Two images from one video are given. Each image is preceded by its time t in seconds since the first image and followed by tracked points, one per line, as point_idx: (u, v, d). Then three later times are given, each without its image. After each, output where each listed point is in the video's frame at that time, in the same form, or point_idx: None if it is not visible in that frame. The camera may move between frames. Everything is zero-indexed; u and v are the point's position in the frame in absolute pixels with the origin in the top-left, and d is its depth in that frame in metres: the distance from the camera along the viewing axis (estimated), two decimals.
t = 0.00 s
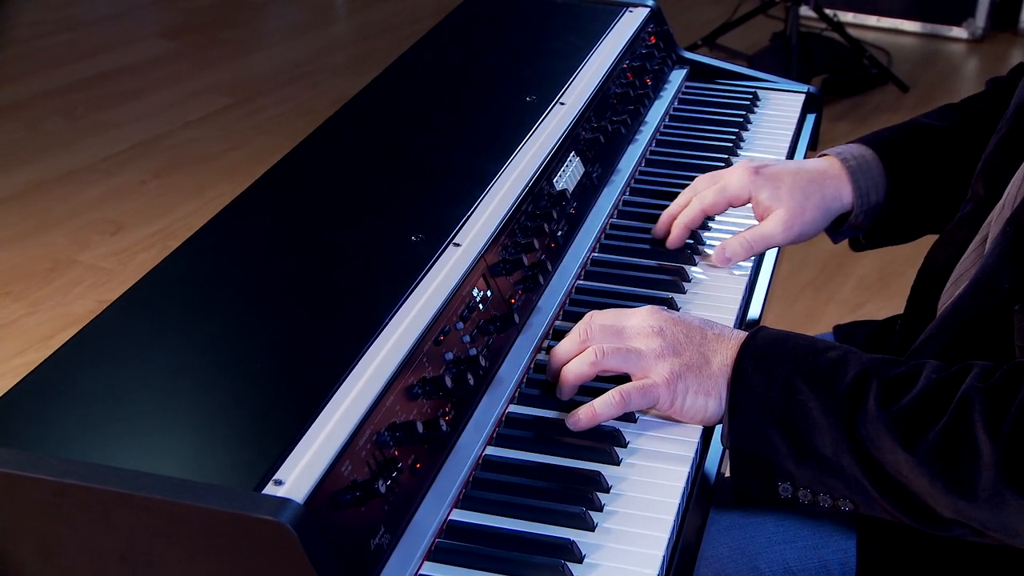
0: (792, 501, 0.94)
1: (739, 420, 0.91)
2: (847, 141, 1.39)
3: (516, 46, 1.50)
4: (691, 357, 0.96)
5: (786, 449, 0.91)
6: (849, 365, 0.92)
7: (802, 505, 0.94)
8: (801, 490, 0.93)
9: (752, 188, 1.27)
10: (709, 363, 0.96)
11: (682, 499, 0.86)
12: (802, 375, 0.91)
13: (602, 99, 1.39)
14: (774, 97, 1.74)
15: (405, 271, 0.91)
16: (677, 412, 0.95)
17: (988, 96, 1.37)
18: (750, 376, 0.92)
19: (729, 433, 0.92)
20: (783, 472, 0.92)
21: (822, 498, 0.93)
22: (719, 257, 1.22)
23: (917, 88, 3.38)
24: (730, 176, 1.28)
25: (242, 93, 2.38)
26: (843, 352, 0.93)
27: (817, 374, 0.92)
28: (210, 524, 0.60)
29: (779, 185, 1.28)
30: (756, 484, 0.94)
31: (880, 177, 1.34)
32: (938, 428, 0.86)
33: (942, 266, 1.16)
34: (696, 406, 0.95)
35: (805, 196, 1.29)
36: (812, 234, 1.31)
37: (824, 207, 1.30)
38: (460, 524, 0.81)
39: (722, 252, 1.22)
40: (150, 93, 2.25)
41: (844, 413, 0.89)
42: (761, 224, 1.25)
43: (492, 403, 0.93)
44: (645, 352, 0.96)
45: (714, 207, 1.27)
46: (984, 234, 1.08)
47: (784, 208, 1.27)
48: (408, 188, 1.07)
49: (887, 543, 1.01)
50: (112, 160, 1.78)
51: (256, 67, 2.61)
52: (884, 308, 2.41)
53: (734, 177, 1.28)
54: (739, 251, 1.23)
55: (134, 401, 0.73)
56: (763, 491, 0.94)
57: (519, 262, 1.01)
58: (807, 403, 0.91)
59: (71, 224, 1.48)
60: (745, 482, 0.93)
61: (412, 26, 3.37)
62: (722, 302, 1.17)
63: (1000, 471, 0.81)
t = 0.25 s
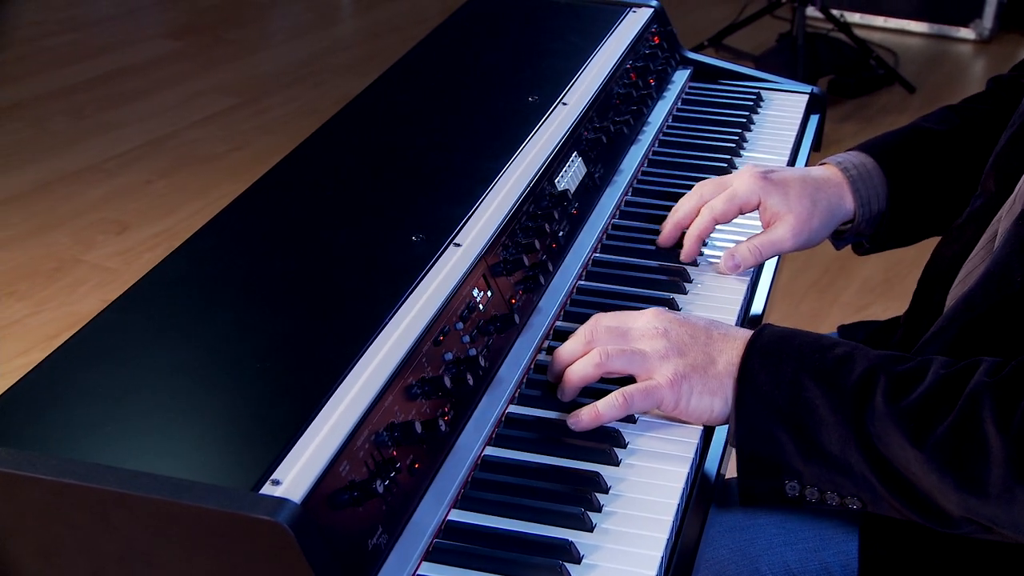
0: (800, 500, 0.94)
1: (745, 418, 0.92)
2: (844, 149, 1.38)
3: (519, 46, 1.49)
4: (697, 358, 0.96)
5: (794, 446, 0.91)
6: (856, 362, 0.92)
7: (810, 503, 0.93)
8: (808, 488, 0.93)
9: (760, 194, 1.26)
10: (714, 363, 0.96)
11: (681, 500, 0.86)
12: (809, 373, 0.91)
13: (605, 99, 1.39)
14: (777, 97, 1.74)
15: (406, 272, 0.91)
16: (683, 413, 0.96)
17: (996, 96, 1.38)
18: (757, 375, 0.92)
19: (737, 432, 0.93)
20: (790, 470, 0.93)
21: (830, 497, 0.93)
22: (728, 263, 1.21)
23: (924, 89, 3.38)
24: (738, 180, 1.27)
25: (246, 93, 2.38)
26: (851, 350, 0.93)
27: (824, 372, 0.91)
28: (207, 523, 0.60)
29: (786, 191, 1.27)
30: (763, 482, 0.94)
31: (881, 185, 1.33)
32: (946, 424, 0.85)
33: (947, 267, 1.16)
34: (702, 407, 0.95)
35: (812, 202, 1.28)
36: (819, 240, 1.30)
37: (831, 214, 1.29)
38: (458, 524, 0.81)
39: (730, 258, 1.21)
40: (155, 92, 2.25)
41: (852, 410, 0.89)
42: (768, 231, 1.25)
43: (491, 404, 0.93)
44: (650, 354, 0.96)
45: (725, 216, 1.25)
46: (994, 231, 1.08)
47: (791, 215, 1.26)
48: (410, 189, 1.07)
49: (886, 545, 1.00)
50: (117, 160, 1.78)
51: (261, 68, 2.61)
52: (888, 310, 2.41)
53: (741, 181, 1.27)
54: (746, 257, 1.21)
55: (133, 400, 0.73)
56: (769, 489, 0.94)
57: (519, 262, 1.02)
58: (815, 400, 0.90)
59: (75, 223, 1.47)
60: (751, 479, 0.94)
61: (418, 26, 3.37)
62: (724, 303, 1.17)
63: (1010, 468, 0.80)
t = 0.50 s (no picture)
0: (842, 518, 0.93)
1: (785, 440, 0.91)
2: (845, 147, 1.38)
3: (522, 46, 1.49)
4: (740, 380, 0.95)
5: (836, 467, 0.90)
6: (900, 381, 0.89)
7: (852, 522, 0.93)
8: (850, 508, 0.92)
9: (763, 189, 1.27)
10: (758, 384, 0.94)
11: (679, 501, 0.86)
12: (852, 394, 0.89)
13: (607, 99, 1.39)
14: (780, 98, 1.74)
15: (405, 271, 0.91)
16: (725, 434, 0.94)
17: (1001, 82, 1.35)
18: (799, 395, 0.91)
19: (777, 453, 0.92)
20: (831, 489, 0.92)
21: (872, 517, 0.91)
22: (729, 255, 1.18)
23: (931, 90, 3.38)
24: (741, 174, 1.28)
25: (251, 93, 2.38)
26: (894, 367, 0.90)
27: (866, 392, 0.89)
28: (203, 523, 0.60)
29: (790, 188, 1.28)
30: (803, 502, 0.94)
31: (883, 186, 1.34)
32: (992, 447, 0.82)
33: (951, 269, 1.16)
34: (744, 427, 0.93)
35: (814, 199, 1.29)
36: (821, 238, 1.31)
37: (833, 212, 1.30)
38: (455, 524, 0.81)
39: (732, 250, 1.19)
40: (161, 92, 2.25)
41: (894, 432, 0.87)
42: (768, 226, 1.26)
43: (490, 404, 0.93)
44: (690, 375, 0.96)
45: (726, 208, 1.26)
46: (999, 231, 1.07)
47: (794, 211, 1.27)
48: (411, 188, 1.07)
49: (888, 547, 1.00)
50: (123, 160, 1.77)
51: (266, 68, 2.61)
52: (893, 311, 2.40)
53: (744, 176, 1.28)
54: (747, 249, 1.20)
55: (132, 400, 0.73)
56: (811, 509, 0.93)
57: (519, 263, 1.02)
58: (857, 421, 0.89)
59: (81, 223, 1.47)
60: (794, 499, 0.93)
61: (423, 26, 3.37)
62: (724, 303, 1.18)
63: None
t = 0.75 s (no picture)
0: (846, 528, 0.94)
1: (790, 449, 0.91)
2: (829, 158, 1.37)
3: (525, 46, 1.49)
4: (744, 388, 0.96)
5: (840, 478, 0.90)
6: (903, 392, 0.89)
7: (857, 532, 0.94)
8: (856, 517, 0.93)
9: (746, 208, 1.22)
10: (763, 393, 0.95)
11: (678, 502, 0.86)
12: (854, 404, 0.90)
13: (609, 100, 1.39)
14: (784, 99, 1.74)
15: (404, 271, 0.91)
16: (727, 440, 0.96)
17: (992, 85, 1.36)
18: (800, 404, 0.91)
19: (781, 460, 0.92)
20: (836, 501, 0.93)
21: (878, 528, 0.92)
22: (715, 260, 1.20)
23: (937, 91, 3.37)
24: (722, 192, 1.23)
25: (257, 92, 2.38)
26: (897, 377, 0.91)
27: (869, 402, 0.89)
28: (198, 522, 0.60)
29: (772, 206, 1.24)
30: (808, 513, 0.94)
31: (868, 198, 1.32)
32: (995, 458, 0.82)
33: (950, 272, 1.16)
34: (747, 435, 0.95)
35: (798, 216, 1.25)
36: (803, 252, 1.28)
37: (818, 226, 1.27)
38: (451, 524, 0.81)
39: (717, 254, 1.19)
40: (166, 91, 2.25)
41: (898, 442, 0.87)
42: (748, 245, 1.22)
43: (489, 404, 0.93)
44: (695, 382, 0.96)
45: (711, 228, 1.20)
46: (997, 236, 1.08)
47: (777, 230, 1.23)
48: (413, 188, 1.07)
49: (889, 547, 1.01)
50: (130, 160, 1.77)
51: (271, 67, 2.61)
52: (899, 312, 2.40)
53: (726, 194, 1.22)
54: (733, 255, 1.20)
55: (130, 398, 0.73)
56: (816, 520, 0.94)
57: (519, 263, 1.01)
58: (861, 433, 0.89)
59: (86, 222, 1.47)
60: (796, 509, 0.94)
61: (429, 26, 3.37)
62: (724, 304, 1.18)
63: None
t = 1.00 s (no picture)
0: (846, 528, 0.93)
1: (790, 450, 0.91)
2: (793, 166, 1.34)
3: (528, 47, 1.50)
4: (742, 386, 0.95)
5: (840, 477, 0.90)
6: (904, 391, 0.89)
7: (858, 532, 0.93)
8: (856, 518, 0.93)
9: (694, 210, 1.23)
10: (762, 392, 0.95)
11: (676, 502, 0.86)
12: (855, 402, 0.90)
13: (611, 100, 1.39)
14: (786, 99, 1.74)
15: (404, 271, 0.91)
16: (726, 439, 0.95)
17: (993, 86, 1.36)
18: (801, 403, 0.91)
19: (780, 459, 0.92)
20: (836, 500, 0.92)
21: (878, 528, 0.92)
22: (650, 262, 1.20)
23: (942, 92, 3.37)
24: (676, 192, 1.24)
25: (261, 93, 2.38)
26: (899, 376, 0.91)
27: (870, 401, 0.89)
28: (193, 522, 0.60)
29: (721, 210, 1.23)
30: (808, 513, 0.94)
31: (829, 208, 1.29)
32: (995, 459, 0.82)
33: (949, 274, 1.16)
34: (746, 434, 0.95)
35: (749, 223, 1.23)
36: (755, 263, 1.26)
37: (770, 238, 1.24)
38: (448, 525, 0.81)
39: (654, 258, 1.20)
40: (171, 91, 2.25)
41: (899, 441, 0.87)
42: (689, 247, 1.22)
43: (488, 404, 0.93)
44: (692, 381, 0.96)
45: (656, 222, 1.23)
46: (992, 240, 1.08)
47: (722, 234, 1.22)
48: (413, 188, 1.07)
49: (891, 547, 1.01)
50: (135, 160, 1.78)
51: (275, 67, 2.61)
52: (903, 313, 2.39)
53: (678, 194, 1.24)
54: (669, 259, 1.21)
55: (128, 398, 0.73)
56: (816, 521, 0.94)
57: (520, 263, 1.01)
58: (861, 431, 0.89)
59: (90, 222, 1.47)
60: (795, 509, 0.94)
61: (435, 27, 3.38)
62: (724, 305, 1.18)
63: None
